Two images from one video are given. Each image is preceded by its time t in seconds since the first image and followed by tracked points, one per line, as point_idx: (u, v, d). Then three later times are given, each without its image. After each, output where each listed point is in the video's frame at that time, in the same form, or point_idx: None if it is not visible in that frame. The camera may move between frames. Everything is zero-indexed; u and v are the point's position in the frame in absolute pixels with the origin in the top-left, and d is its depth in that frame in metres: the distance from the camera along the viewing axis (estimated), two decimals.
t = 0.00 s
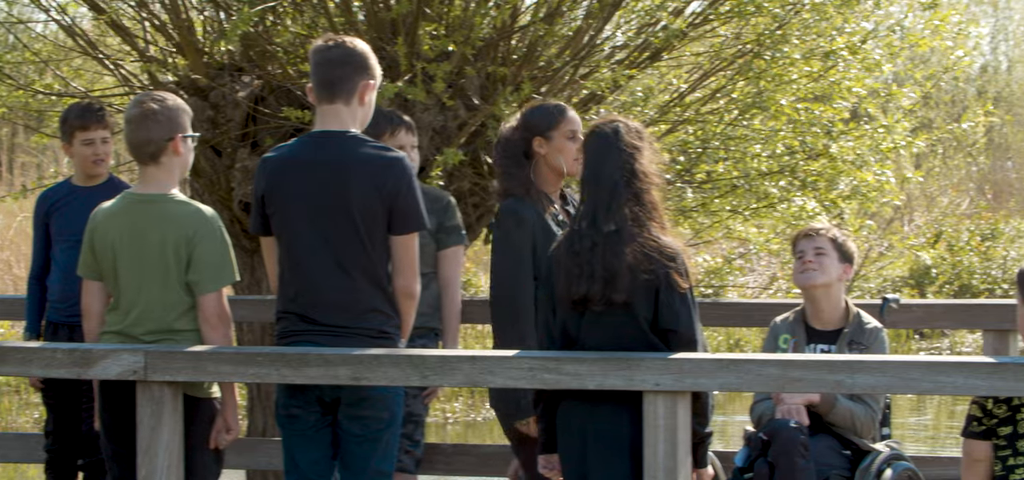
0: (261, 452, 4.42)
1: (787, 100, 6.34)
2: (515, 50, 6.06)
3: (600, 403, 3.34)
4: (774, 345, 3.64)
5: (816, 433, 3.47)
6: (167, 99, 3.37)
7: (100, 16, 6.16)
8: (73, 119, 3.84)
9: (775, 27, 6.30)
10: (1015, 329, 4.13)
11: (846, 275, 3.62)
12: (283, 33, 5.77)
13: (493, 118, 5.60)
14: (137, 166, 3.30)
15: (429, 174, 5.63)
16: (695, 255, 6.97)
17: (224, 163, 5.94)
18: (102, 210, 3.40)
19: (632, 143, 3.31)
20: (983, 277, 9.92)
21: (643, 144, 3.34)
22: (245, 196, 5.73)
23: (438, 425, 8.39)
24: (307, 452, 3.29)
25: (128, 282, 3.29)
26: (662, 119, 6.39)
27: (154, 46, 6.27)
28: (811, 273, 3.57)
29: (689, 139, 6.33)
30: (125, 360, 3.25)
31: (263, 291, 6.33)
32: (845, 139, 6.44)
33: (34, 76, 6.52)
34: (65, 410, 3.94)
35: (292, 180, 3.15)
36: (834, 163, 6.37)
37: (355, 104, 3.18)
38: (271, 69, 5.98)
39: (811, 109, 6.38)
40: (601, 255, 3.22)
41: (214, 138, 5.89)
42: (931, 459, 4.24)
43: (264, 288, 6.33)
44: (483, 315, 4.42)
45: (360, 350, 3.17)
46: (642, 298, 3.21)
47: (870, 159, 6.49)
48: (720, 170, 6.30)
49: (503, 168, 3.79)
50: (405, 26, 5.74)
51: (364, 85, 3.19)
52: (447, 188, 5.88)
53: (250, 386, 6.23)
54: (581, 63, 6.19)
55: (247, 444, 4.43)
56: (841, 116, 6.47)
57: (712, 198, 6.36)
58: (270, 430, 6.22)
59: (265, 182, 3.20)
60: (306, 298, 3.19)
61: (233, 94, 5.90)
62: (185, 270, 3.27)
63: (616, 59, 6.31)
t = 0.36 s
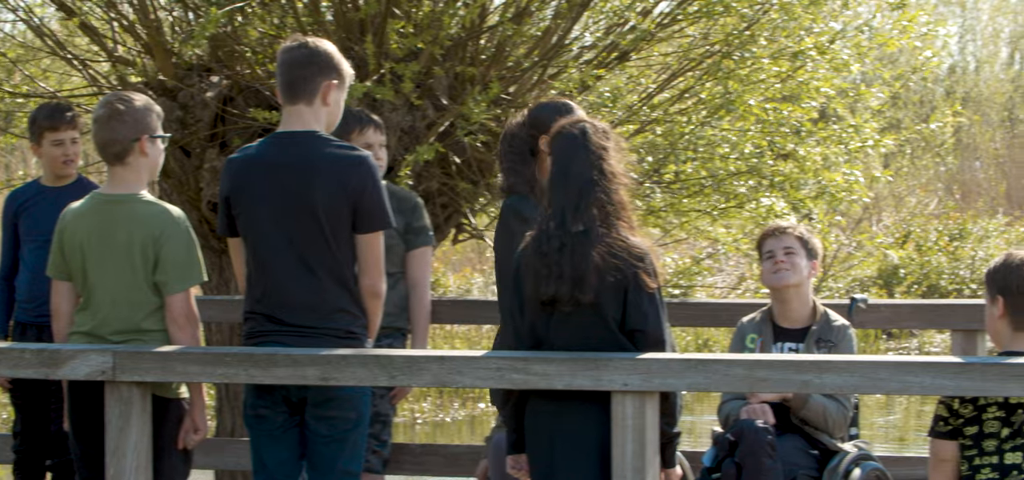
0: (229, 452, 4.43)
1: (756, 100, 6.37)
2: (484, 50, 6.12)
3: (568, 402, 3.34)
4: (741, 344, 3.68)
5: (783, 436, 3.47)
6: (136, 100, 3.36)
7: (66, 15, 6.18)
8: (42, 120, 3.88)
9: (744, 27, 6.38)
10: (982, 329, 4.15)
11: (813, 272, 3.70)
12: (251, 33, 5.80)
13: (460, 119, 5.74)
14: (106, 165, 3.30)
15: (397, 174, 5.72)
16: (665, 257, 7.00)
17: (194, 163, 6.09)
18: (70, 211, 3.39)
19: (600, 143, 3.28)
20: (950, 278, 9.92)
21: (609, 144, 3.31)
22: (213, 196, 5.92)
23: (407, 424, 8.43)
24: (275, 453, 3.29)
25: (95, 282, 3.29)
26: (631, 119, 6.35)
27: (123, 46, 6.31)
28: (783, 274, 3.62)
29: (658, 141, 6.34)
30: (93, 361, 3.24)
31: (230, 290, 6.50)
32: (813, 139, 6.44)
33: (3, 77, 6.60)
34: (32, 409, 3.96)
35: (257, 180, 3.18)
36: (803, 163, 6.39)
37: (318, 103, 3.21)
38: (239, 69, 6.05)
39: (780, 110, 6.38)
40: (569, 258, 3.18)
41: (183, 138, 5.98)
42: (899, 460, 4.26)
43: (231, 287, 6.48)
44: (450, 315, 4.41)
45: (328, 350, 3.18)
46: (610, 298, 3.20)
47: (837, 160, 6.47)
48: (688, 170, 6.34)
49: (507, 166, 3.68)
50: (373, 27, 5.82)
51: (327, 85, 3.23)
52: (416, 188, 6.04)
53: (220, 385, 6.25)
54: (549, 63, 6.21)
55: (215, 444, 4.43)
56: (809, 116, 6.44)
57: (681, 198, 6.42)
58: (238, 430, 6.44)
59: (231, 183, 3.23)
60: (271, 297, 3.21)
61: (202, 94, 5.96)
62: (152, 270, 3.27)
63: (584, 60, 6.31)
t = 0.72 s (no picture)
0: (198, 451, 4.41)
1: (725, 100, 6.36)
2: (453, 50, 6.14)
3: (535, 402, 3.34)
4: (708, 345, 3.70)
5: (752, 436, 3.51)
6: (106, 99, 3.37)
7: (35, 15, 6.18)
8: (13, 120, 3.92)
9: (710, 27, 6.36)
10: (951, 330, 4.17)
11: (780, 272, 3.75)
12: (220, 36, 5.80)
13: (429, 119, 5.76)
14: (74, 165, 3.30)
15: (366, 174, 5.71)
16: (632, 257, 6.97)
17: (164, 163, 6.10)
18: (39, 211, 3.40)
19: (565, 143, 3.28)
20: (919, 279, 10.24)
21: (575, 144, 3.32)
22: (180, 197, 5.84)
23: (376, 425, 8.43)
24: (243, 453, 3.32)
25: (63, 282, 3.29)
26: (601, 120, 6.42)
27: (92, 46, 6.33)
28: (760, 270, 3.65)
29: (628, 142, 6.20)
30: (61, 360, 3.24)
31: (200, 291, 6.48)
32: (782, 141, 6.37)
33: None
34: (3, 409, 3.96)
35: (224, 180, 3.24)
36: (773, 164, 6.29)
37: (281, 103, 3.30)
38: (208, 70, 6.02)
39: (748, 110, 6.38)
40: (537, 258, 3.18)
41: (152, 138, 5.98)
42: (869, 460, 4.26)
43: (201, 288, 6.46)
44: (420, 315, 4.43)
45: (296, 350, 3.21)
46: (578, 298, 3.17)
47: (806, 161, 6.47)
48: (657, 169, 6.20)
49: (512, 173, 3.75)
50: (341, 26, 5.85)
51: (291, 85, 3.31)
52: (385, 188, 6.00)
53: (189, 385, 6.23)
54: (518, 63, 6.25)
55: (184, 444, 4.42)
56: (776, 116, 6.41)
57: (649, 198, 6.31)
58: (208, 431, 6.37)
59: (199, 183, 3.30)
60: (239, 295, 3.26)
61: (170, 94, 5.96)
62: (120, 270, 3.27)
63: (554, 59, 6.29)
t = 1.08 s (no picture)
0: (168, 452, 4.41)
1: (694, 100, 6.41)
2: (422, 50, 6.18)
3: (506, 401, 3.33)
4: (676, 345, 3.80)
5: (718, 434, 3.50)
6: (76, 99, 3.37)
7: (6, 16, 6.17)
8: None
9: (680, 27, 6.41)
10: (920, 330, 4.21)
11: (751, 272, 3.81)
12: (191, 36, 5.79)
13: (400, 120, 5.75)
14: (45, 165, 3.30)
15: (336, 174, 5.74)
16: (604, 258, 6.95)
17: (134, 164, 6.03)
18: (9, 211, 3.40)
19: (531, 141, 3.27)
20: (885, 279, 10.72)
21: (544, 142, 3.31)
22: (152, 196, 5.80)
23: (345, 425, 8.30)
24: (213, 452, 3.34)
25: (33, 282, 3.29)
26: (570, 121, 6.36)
27: (61, 46, 6.29)
28: (741, 268, 3.71)
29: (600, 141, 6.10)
30: (31, 360, 3.24)
31: (169, 292, 6.47)
32: (753, 140, 6.45)
33: None
34: None
35: (192, 179, 3.28)
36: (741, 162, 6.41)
37: (250, 103, 3.32)
38: (178, 70, 6.04)
39: (717, 110, 6.39)
40: (505, 258, 3.17)
41: (121, 138, 5.91)
42: (838, 460, 4.28)
43: (171, 288, 6.46)
44: (390, 315, 4.45)
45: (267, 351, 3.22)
46: (547, 298, 3.18)
47: (777, 159, 6.52)
48: (628, 170, 6.20)
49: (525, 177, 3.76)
50: (312, 27, 5.81)
51: (260, 85, 3.33)
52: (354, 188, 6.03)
53: (158, 385, 6.19)
54: (487, 63, 6.26)
55: (154, 444, 4.42)
56: (746, 116, 6.45)
57: (620, 198, 6.28)
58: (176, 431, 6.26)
59: (167, 183, 3.34)
60: (208, 294, 3.30)
61: (139, 94, 5.92)
62: (89, 270, 3.27)
63: (523, 59, 6.31)
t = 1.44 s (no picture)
0: (138, 452, 4.41)
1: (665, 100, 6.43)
2: (393, 50, 6.15)
3: (477, 401, 3.31)
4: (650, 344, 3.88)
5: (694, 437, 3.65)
6: (47, 100, 3.37)
7: None
8: None
9: (650, 27, 6.40)
10: (892, 330, 4.23)
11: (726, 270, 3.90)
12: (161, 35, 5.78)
13: (369, 120, 5.83)
14: (16, 166, 3.31)
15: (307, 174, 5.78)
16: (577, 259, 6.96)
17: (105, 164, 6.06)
18: None
19: (498, 142, 3.27)
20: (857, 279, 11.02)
21: (509, 141, 3.30)
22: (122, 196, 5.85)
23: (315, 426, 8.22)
24: (183, 452, 3.35)
25: (3, 282, 3.30)
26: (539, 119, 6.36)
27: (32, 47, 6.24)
28: (723, 271, 3.81)
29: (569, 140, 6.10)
30: None
31: (140, 292, 6.38)
32: (724, 140, 6.45)
33: None
34: None
35: (162, 180, 3.28)
36: (711, 164, 6.39)
37: (220, 103, 3.32)
38: (148, 70, 6.02)
39: (688, 110, 6.43)
40: (474, 258, 3.17)
41: (92, 138, 5.94)
42: (809, 459, 4.29)
43: (142, 288, 6.37)
44: (361, 315, 4.47)
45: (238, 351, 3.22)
46: (515, 298, 3.18)
47: (746, 159, 6.57)
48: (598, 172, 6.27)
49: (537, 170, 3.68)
50: (282, 26, 5.84)
51: (229, 85, 3.33)
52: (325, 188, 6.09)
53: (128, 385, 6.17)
54: (457, 64, 6.25)
55: (124, 444, 4.42)
56: (716, 116, 6.51)
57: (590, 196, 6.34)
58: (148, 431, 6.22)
59: (137, 184, 3.34)
60: (178, 295, 3.30)
61: (110, 94, 5.94)
62: (59, 271, 3.28)
63: (493, 59, 6.37)
